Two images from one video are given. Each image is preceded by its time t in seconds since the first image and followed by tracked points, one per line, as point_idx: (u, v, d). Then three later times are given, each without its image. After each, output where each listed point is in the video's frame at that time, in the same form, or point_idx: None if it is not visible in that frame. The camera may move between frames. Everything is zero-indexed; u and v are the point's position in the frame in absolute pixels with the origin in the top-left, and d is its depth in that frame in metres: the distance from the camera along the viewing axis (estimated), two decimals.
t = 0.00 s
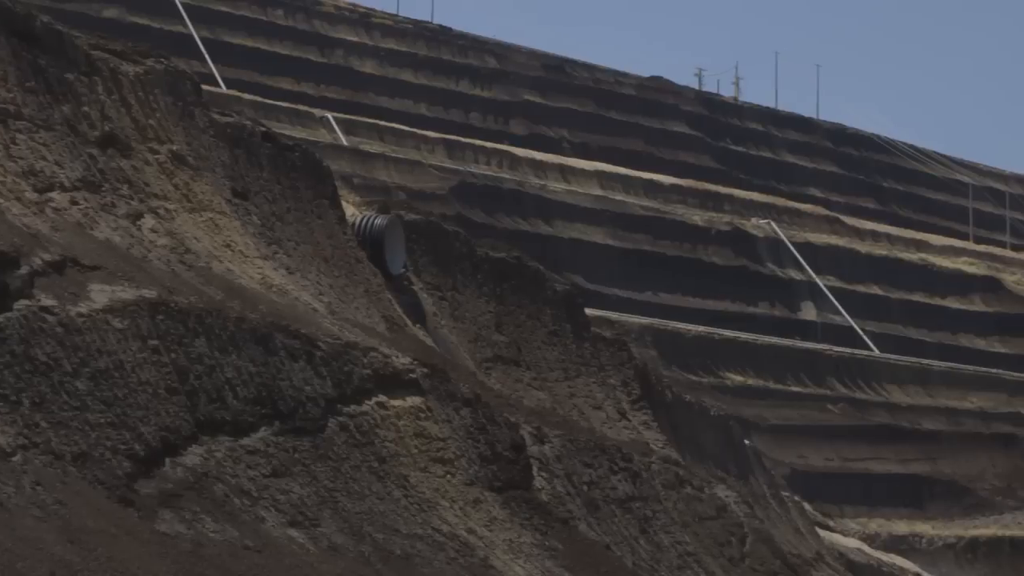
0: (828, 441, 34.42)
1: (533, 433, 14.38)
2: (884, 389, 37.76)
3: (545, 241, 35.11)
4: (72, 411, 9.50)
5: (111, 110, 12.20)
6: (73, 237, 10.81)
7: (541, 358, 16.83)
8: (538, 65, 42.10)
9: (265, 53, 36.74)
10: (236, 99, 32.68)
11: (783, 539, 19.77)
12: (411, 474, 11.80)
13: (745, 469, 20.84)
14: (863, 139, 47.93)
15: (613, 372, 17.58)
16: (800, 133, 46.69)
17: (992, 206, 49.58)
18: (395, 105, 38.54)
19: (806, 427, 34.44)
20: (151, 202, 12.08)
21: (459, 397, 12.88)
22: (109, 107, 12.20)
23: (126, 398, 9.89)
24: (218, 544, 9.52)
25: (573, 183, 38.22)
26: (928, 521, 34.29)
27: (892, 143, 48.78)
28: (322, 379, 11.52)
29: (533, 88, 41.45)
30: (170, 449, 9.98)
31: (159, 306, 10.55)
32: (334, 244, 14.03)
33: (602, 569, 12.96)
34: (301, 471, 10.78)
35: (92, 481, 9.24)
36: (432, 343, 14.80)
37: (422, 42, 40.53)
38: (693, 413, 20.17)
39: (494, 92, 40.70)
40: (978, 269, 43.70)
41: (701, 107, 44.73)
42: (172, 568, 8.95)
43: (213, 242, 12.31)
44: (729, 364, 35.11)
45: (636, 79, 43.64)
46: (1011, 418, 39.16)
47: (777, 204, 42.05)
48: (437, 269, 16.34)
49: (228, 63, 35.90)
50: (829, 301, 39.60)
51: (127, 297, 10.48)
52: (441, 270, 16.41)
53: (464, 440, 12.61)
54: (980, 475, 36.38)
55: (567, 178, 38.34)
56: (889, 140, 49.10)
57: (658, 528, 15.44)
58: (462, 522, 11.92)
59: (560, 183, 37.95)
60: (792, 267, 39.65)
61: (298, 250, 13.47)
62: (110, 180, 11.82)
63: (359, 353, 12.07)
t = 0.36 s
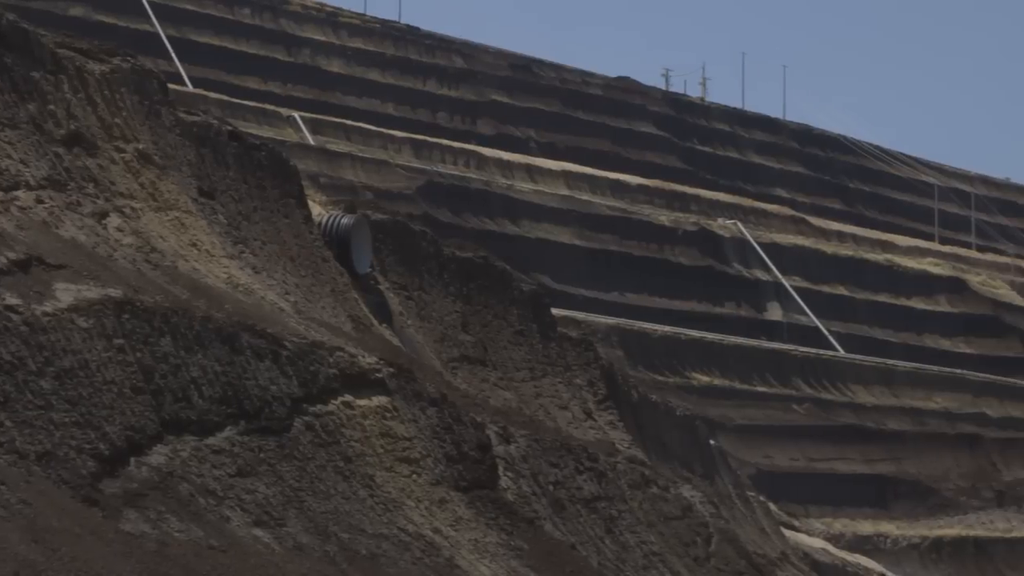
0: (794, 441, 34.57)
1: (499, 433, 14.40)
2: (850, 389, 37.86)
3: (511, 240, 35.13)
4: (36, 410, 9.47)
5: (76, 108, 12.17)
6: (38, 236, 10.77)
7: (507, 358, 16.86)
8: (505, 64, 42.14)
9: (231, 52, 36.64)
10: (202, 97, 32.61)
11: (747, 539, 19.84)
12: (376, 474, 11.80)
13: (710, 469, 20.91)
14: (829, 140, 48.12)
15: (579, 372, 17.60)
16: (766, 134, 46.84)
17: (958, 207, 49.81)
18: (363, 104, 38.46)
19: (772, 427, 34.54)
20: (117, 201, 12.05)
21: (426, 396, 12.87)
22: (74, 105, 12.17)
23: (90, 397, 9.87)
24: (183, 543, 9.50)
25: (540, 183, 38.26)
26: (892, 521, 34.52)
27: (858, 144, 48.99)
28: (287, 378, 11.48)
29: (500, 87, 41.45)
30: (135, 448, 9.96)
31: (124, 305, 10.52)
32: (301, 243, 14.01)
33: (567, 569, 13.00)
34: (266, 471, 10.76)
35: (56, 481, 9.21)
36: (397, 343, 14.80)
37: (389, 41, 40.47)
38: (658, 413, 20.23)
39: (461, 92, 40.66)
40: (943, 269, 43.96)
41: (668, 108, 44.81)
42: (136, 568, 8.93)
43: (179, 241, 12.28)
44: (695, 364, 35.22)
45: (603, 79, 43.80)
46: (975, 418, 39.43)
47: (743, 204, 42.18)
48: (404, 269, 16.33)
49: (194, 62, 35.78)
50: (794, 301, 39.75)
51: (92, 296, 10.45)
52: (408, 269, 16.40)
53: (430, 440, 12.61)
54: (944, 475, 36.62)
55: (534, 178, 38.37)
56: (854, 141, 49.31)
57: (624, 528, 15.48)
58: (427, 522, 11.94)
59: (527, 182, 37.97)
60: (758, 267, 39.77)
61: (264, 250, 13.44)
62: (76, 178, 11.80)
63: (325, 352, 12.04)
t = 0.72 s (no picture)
0: (749, 441, 34.73)
1: (454, 433, 14.42)
2: (804, 390, 38.07)
3: (466, 240, 35.19)
4: None
5: (30, 107, 12.11)
6: None
7: (462, 358, 16.88)
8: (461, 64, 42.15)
9: (187, 51, 36.49)
10: (157, 96, 32.47)
11: (702, 539, 19.93)
12: (331, 474, 11.80)
13: (665, 469, 20.98)
14: (784, 141, 48.34)
15: (535, 372, 17.63)
16: (722, 134, 47.00)
17: (912, 208, 50.13)
18: (319, 103, 38.36)
19: (727, 428, 34.69)
20: (72, 200, 12.00)
21: (382, 396, 12.86)
22: (28, 104, 12.10)
23: (44, 396, 9.84)
24: (138, 543, 9.48)
25: (496, 183, 38.28)
26: (846, 521, 34.76)
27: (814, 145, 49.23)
28: (243, 377, 11.45)
29: (456, 88, 41.44)
30: (89, 448, 9.94)
31: (79, 304, 10.47)
32: (256, 243, 13.98)
33: (522, 569, 13.03)
34: (221, 470, 10.75)
35: (10, 480, 9.19)
36: (353, 342, 14.79)
37: (345, 40, 40.36)
38: (613, 413, 20.28)
39: (417, 92, 40.61)
40: (897, 271, 44.26)
41: (624, 108, 44.90)
42: (90, 567, 8.90)
43: (134, 240, 12.24)
44: (650, 365, 35.36)
45: (559, 79, 43.88)
46: (928, 418, 39.72)
47: (698, 204, 42.32)
48: (359, 268, 16.32)
49: (149, 60, 35.63)
50: (749, 302, 39.92)
51: (47, 295, 10.40)
52: (363, 269, 16.39)
53: (386, 440, 12.61)
54: (897, 476, 36.91)
55: (490, 178, 38.38)
56: (810, 142, 49.55)
57: (579, 527, 15.53)
58: (382, 522, 11.95)
59: (483, 182, 37.98)
60: (713, 267, 39.92)
61: (220, 249, 13.41)
62: (30, 177, 11.76)
63: (280, 351, 12.02)
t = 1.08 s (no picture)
0: (716, 441, 34.85)
1: (421, 432, 14.43)
2: (771, 390, 38.20)
3: (433, 239, 35.18)
4: None
5: None
6: None
7: (430, 357, 16.91)
8: (429, 63, 42.10)
9: (154, 50, 36.38)
10: (123, 94, 32.38)
11: (669, 539, 19.97)
12: (298, 473, 11.79)
13: (633, 469, 21.03)
14: (751, 140, 48.44)
15: (502, 371, 17.63)
16: (689, 134, 47.05)
17: (879, 208, 50.31)
18: (286, 103, 38.28)
19: (694, 428, 34.79)
20: (38, 198, 11.96)
21: (349, 395, 12.84)
22: None
23: (10, 396, 9.82)
24: (104, 542, 9.46)
25: (464, 183, 38.28)
26: (813, 521, 34.92)
27: (781, 145, 49.36)
28: (209, 377, 11.40)
29: (424, 87, 41.37)
30: (55, 447, 9.92)
31: (45, 302, 10.42)
32: (224, 241, 13.95)
33: (489, 568, 13.06)
34: (188, 469, 10.74)
35: None
36: (320, 341, 14.79)
37: (312, 39, 40.24)
38: (581, 413, 20.32)
39: (385, 91, 40.54)
40: (864, 271, 44.46)
41: (592, 108, 44.94)
42: (57, 567, 8.89)
43: (100, 239, 12.20)
44: (617, 364, 35.43)
45: (527, 79, 43.89)
46: (894, 418, 39.92)
47: (666, 204, 42.40)
48: (327, 267, 16.32)
49: (116, 59, 35.51)
50: (717, 302, 40.02)
51: (13, 293, 10.36)
52: (331, 268, 16.38)
53: (353, 439, 12.62)
54: (864, 475, 37.11)
55: (458, 178, 38.37)
56: (777, 142, 49.68)
57: (546, 527, 15.56)
58: (349, 521, 11.96)
59: (451, 182, 37.96)
60: (681, 268, 40.01)
61: (187, 248, 13.38)
62: None
63: (247, 350, 11.99)
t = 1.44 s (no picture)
0: (682, 441, 34.97)
1: (387, 431, 14.45)
2: (737, 390, 38.31)
3: (399, 239, 35.13)
4: None
5: None
6: None
7: (396, 356, 16.91)
8: (396, 63, 42.03)
9: (120, 48, 36.27)
10: (89, 92, 32.29)
11: (635, 539, 20.02)
12: (264, 472, 11.78)
13: (599, 469, 21.08)
14: (716, 141, 48.53)
15: (469, 371, 17.64)
16: (655, 134, 47.12)
17: (845, 209, 50.51)
18: (253, 102, 38.20)
19: (660, 428, 34.90)
20: (3, 196, 11.91)
21: (315, 394, 12.82)
22: None
23: None
24: (68, 542, 9.47)
25: (431, 183, 38.23)
26: (779, 521, 35.07)
27: (747, 146, 49.49)
28: (175, 376, 11.38)
29: (391, 86, 41.30)
30: (20, 446, 9.91)
31: (10, 301, 10.37)
32: (190, 240, 13.92)
33: (455, 567, 13.09)
34: (153, 469, 10.73)
35: None
36: (285, 340, 14.79)
37: (279, 37, 40.14)
38: (547, 413, 20.35)
39: (352, 90, 40.47)
40: (830, 271, 44.65)
41: (558, 108, 44.99)
42: (20, 568, 8.90)
43: (66, 237, 12.18)
44: (584, 364, 35.48)
45: (494, 79, 43.93)
46: (859, 418, 40.10)
47: (632, 204, 42.47)
48: (293, 267, 16.30)
49: (82, 57, 35.40)
50: (683, 302, 40.11)
51: None
52: (297, 267, 16.36)
53: (319, 438, 12.60)
54: (829, 476, 37.28)
55: (425, 177, 38.34)
56: (743, 143, 49.80)
57: (512, 526, 15.58)
58: (315, 520, 11.96)
59: (417, 181, 37.93)
60: (647, 268, 40.08)
61: (152, 247, 13.36)
62: None
63: (213, 349, 11.96)
